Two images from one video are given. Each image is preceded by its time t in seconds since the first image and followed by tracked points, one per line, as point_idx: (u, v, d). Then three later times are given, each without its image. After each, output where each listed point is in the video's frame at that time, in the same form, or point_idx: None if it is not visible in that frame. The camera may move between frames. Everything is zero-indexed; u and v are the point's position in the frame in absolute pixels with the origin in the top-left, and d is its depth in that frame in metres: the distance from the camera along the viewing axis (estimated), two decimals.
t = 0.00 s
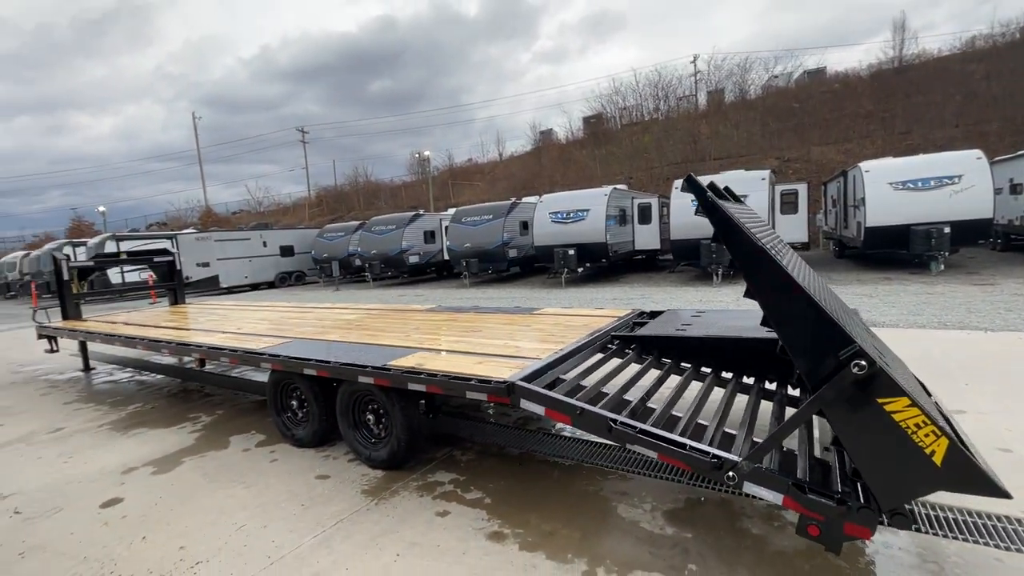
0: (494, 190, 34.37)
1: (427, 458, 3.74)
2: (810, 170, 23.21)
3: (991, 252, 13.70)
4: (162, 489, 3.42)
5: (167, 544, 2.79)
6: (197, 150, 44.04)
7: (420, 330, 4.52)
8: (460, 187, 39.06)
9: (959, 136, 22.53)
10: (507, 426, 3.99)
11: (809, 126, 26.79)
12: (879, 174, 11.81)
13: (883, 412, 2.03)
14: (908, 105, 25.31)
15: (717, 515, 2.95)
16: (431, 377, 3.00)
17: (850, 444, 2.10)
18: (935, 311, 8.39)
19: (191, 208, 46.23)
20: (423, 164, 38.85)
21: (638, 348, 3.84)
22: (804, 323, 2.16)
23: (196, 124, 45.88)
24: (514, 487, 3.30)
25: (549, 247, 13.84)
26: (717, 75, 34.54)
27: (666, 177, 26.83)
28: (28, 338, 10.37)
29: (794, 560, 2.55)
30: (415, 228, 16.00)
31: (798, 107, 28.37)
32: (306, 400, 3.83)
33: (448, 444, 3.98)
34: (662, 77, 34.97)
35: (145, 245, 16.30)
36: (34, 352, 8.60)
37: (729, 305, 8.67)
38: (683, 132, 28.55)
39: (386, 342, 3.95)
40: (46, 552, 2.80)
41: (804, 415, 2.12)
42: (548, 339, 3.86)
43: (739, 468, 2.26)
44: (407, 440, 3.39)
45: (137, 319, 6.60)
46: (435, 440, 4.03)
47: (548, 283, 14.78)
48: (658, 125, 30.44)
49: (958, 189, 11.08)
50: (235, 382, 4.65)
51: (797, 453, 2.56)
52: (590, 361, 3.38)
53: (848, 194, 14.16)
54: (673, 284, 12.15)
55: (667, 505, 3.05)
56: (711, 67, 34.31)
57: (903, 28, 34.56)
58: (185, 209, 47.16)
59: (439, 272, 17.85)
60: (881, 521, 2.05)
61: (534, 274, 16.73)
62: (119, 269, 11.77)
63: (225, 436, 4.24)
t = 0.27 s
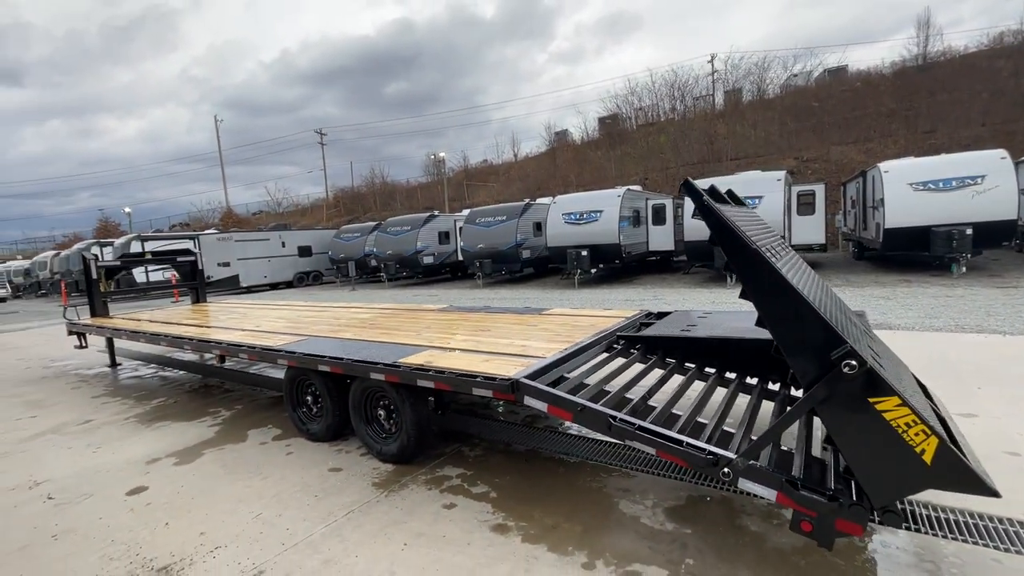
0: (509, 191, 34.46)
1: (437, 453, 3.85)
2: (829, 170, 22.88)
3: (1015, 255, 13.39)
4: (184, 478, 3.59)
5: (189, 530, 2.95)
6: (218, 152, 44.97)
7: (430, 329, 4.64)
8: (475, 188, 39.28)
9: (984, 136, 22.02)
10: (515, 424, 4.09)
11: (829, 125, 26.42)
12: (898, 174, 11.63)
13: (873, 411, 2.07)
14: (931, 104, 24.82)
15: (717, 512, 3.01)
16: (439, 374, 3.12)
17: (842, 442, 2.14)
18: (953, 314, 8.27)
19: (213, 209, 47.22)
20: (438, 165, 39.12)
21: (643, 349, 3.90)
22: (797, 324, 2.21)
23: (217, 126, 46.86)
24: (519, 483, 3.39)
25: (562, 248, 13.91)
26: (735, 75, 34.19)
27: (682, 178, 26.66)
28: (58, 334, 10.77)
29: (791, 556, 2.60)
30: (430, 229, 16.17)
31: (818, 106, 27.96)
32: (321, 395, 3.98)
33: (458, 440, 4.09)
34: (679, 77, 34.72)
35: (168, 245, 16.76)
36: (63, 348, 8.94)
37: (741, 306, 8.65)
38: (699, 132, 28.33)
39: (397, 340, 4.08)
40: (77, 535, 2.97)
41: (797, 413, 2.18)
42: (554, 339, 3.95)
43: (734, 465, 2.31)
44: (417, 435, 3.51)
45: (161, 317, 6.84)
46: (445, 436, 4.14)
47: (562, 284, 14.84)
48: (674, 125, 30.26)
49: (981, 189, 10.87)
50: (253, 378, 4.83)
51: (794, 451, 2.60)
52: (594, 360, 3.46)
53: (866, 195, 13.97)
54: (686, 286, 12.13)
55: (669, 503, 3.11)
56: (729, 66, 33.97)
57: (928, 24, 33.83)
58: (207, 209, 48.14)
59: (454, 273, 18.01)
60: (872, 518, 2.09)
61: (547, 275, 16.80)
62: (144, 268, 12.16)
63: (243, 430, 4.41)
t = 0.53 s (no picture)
0: (518, 192, 34.51)
1: (443, 451, 3.92)
2: (841, 170, 22.68)
3: None
4: (197, 473, 3.69)
5: (201, 522, 3.04)
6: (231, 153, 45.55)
7: (437, 329, 4.72)
8: (484, 189, 39.33)
9: (1000, 136, 21.72)
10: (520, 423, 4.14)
11: (841, 125, 26.14)
12: (911, 175, 11.50)
13: (869, 411, 2.11)
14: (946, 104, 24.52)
15: (717, 511, 3.05)
16: (444, 373, 3.19)
17: (838, 442, 2.18)
18: (965, 317, 8.21)
19: (225, 209, 47.78)
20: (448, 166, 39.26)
21: (647, 349, 3.94)
22: (792, 324, 2.25)
23: (230, 127, 47.45)
24: (522, 481, 3.45)
25: (570, 249, 13.95)
26: (746, 74, 33.97)
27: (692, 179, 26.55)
28: (75, 332, 11.00)
29: (789, 555, 2.63)
30: (439, 229, 16.30)
31: (830, 106, 27.71)
32: (330, 393, 4.07)
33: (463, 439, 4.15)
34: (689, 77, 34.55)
35: (182, 245, 17.02)
36: (81, 346, 9.15)
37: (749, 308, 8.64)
38: (709, 132, 28.19)
39: (404, 340, 4.16)
40: (95, 526, 3.08)
41: (794, 413, 2.22)
42: (558, 339, 4.01)
43: (732, 464, 2.35)
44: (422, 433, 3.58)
45: (175, 316, 6.99)
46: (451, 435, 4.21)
47: (570, 284, 14.87)
48: (684, 126, 30.13)
49: (996, 190, 10.75)
50: (264, 376, 4.94)
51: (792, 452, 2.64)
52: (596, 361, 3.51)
53: (878, 196, 13.83)
54: (695, 287, 12.11)
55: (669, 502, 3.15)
56: (739, 66, 33.75)
57: (943, 22, 33.36)
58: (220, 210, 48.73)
59: (462, 273, 18.11)
60: (867, 517, 2.12)
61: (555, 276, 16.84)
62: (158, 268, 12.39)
63: (254, 427, 4.52)
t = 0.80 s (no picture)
0: (522, 192, 34.54)
1: (446, 450, 3.96)
2: (846, 170, 22.60)
3: None
4: (204, 470, 3.74)
5: (207, 518, 3.09)
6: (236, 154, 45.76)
7: (440, 328, 4.75)
8: (488, 189, 39.39)
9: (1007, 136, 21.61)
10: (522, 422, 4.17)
11: (846, 125, 26.06)
12: (916, 175, 11.47)
13: (866, 410, 2.13)
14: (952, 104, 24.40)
15: (718, 510, 3.07)
16: (447, 372, 3.22)
17: (837, 440, 2.20)
18: (969, 317, 8.19)
19: (231, 209, 48.04)
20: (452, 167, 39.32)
21: (648, 349, 3.96)
22: (792, 324, 2.27)
23: (236, 128, 47.70)
24: (525, 479, 3.48)
25: (574, 249, 13.97)
26: (751, 74, 33.87)
27: (696, 179, 26.52)
28: (83, 331, 11.12)
29: (789, 554, 2.65)
30: (443, 230, 16.35)
31: (835, 106, 27.61)
32: (334, 392, 4.11)
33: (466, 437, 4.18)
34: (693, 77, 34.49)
35: (188, 245, 17.14)
36: (89, 345, 9.25)
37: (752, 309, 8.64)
38: (713, 133, 28.14)
39: (407, 339, 4.19)
40: (104, 522, 3.13)
41: (793, 412, 2.23)
42: (560, 339, 4.03)
43: (731, 462, 2.37)
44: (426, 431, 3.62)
45: (181, 316, 7.05)
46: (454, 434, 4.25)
47: (573, 285, 14.88)
48: (688, 126, 30.09)
49: (1002, 191, 10.71)
50: (269, 375, 4.98)
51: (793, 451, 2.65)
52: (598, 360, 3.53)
53: (883, 196, 13.80)
54: (698, 288, 12.11)
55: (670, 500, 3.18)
56: (744, 66, 33.66)
57: (949, 22, 33.19)
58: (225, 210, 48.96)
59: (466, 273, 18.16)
60: (865, 515, 2.13)
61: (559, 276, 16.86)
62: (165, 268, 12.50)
63: (260, 425, 4.57)
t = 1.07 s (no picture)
0: (521, 192, 34.55)
1: (445, 449, 3.97)
2: (845, 170, 22.65)
3: None
4: (203, 469, 3.75)
5: (207, 518, 3.09)
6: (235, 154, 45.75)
7: (440, 328, 4.75)
8: (487, 189, 39.40)
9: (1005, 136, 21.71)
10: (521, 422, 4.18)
11: (845, 125, 26.11)
12: (914, 175, 11.50)
13: (864, 409, 2.14)
14: (951, 104, 24.49)
15: (717, 509, 3.08)
16: (448, 371, 3.23)
17: (833, 439, 2.21)
18: (967, 317, 8.22)
19: (230, 209, 47.97)
20: (451, 167, 39.32)
21: (647, 349, 3.97)
22: (790, 324, 2.28)
23: (235, 128, 47.70)
24: (523, 478, 3.49)
25: (573, 249, 13.97)
26: (750, 74, 33.90)
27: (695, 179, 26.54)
28: (82, 331, 11.11)
29: (788, 552, 2.66)
30: (442, 229, 16.36)
31: (834, 106, 27.65)
32: (333, 391, 4.11)
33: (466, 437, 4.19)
34: (692, 77, 34.52)
35: (186, 245, 17.12)
36: (87, 344, 9.23)
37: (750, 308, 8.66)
38: (713, 133, 28.15)
39: (407, 339, 4.20)
40: (104, 521, 3.14)
41: (791, 411, 2.24)
42: (560, 338, 4.04)
43: (729, 461, 2.38)
44: (425, 430, 3.62)
45: (180, 315, 7.05)
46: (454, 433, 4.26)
47: (572, 285, 14.89)
48: (687, 126, 30.12)
49: (999, 191, 10.76)
50: (268, 374, 4.98)
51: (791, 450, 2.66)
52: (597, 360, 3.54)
53: (882, 196, 13.81)
54: (697, 288, 12.13)
55: (670, 499, 3.18)
56: (743, 66, 33.69)
57: (948, 22, 33.26)
58: (224, 210, 48.92)
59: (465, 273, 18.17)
60: (863, 513, 2.14)
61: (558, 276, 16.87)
62: (164, 268, 12.50)
63: (259, 425, 4.57)
